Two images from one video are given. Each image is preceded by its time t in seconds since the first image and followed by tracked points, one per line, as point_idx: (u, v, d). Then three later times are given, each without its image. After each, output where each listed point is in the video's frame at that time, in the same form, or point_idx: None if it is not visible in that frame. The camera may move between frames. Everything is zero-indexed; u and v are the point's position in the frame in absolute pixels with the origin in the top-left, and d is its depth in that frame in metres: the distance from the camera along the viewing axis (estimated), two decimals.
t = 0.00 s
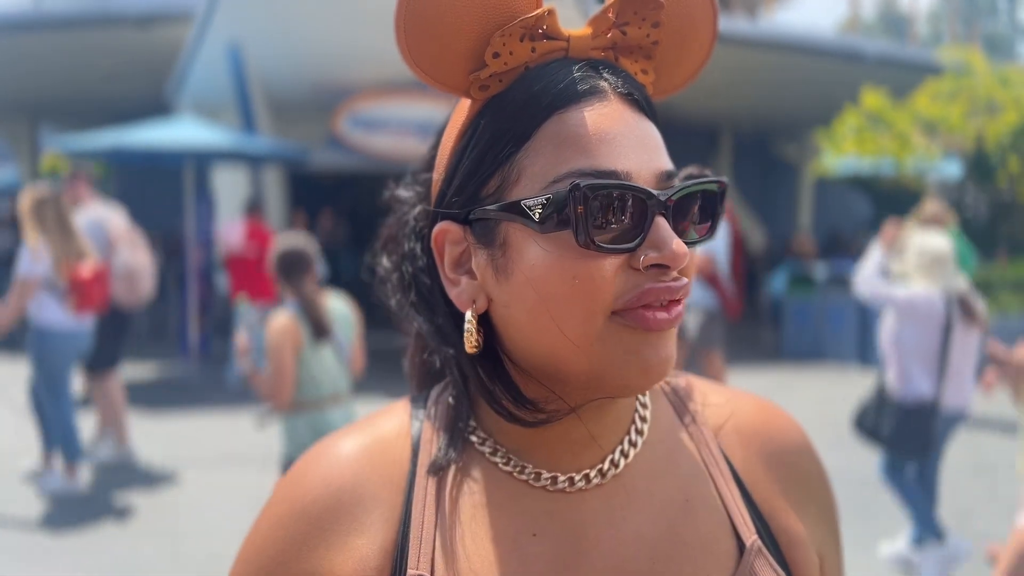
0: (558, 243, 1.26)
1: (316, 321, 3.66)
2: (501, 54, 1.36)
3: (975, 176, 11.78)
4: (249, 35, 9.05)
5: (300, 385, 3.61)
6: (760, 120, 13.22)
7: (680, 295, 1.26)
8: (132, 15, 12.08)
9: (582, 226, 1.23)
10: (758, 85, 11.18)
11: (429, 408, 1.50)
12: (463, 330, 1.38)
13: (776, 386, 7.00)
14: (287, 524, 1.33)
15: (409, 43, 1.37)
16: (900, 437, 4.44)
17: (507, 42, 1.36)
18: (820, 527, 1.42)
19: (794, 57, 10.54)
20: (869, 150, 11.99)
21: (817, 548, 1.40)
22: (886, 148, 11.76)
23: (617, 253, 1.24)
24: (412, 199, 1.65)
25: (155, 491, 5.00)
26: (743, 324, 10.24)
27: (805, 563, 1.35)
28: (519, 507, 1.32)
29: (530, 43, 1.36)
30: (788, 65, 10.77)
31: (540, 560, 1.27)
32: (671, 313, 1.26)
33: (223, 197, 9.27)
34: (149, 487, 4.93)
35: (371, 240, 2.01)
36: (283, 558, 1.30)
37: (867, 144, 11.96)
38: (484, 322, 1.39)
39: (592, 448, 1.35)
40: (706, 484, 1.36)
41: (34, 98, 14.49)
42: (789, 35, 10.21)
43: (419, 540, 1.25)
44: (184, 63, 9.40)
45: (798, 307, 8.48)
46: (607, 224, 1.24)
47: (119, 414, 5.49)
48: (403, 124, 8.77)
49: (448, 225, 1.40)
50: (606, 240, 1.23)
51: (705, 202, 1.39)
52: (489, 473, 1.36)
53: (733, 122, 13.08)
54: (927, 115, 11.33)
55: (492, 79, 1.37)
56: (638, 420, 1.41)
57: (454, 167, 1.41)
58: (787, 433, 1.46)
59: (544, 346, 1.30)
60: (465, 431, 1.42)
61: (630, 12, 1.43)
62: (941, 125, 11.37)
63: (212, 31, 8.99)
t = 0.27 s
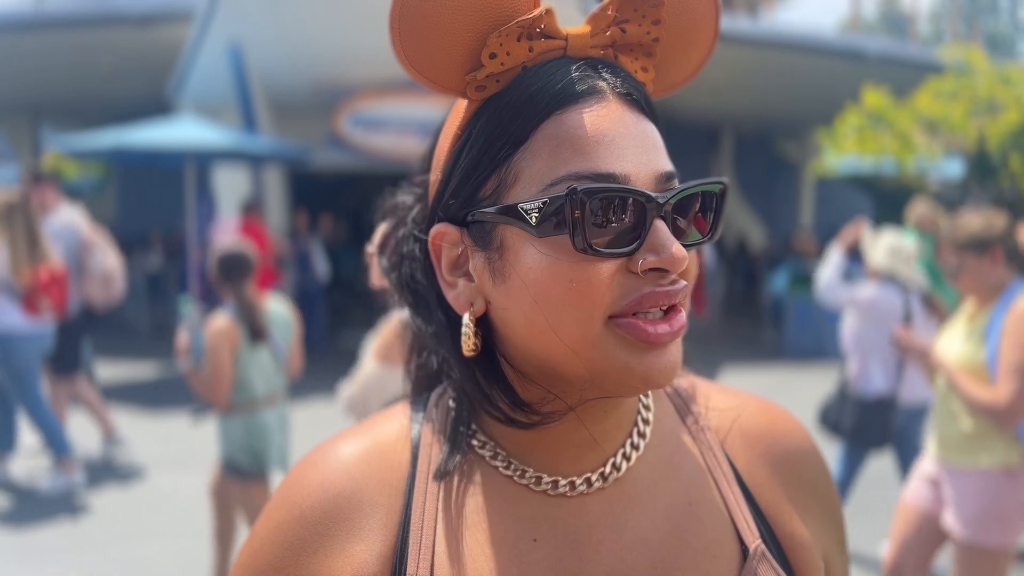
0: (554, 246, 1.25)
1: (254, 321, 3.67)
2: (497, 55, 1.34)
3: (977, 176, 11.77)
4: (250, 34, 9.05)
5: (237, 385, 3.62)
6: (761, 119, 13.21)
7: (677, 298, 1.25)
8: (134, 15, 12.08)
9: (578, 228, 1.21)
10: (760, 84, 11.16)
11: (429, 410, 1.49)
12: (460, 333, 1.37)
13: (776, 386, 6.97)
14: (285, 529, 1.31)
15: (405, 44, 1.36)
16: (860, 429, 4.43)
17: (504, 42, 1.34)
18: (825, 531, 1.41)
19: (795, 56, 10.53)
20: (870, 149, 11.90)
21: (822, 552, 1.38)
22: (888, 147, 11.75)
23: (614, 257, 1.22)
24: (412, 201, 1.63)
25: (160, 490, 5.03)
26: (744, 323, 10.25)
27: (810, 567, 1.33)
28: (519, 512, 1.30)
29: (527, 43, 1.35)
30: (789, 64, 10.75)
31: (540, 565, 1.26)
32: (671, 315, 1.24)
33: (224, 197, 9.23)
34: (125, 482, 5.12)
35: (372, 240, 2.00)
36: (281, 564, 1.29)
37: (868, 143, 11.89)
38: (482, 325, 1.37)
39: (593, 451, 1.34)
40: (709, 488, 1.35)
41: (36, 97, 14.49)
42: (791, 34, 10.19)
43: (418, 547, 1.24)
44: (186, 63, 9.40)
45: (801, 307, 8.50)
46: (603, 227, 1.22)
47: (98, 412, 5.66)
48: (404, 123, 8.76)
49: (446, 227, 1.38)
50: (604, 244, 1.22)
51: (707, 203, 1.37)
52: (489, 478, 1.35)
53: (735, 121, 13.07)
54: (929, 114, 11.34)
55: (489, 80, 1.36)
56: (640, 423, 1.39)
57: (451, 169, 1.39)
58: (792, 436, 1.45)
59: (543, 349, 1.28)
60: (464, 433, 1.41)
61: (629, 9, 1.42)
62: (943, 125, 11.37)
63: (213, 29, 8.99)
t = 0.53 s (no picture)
0: (552, 248, 1.24)
1: (202, 308, 4.00)
2: (488, 56, 1.34)
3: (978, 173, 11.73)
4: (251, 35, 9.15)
5: (187, 369, 3.94)
6: (763, 119, 13.23)
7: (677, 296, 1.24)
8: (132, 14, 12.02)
9: (573, 229, 1.21)
10: (761, 82, 11.15)
11: (432, 410, 1.48)
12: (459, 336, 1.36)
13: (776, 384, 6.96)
14: (289, 528, 1.31)
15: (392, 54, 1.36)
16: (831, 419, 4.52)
17: (493, 44, 1.34)
18: (832, 529, 1.40)
19: (796, 55, 10.55)
20: (871, 147, 11.89)
21: (829, 551, 1.38)
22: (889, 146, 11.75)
23: (610, 258, 1.21)
24: (411, 202, 1.63)
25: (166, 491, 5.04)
26: (746, 322, 10.28)
27: (817, 565, 1.33)
28: (524, 511, 1.30)
29: (518, 43, 1.34)
30: (790, 63, 10.73)
31: (544, 563, 1.25)
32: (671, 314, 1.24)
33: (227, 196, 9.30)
34: (100, 479, 5.25)
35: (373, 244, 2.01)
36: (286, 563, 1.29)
37: (869, 142, 11.81)
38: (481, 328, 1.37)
39: (596, 450, 1.33)
40: (714, 486, 1.34)
41: (35, 97, 14.48)
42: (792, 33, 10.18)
43: (422, 545, 1.23)
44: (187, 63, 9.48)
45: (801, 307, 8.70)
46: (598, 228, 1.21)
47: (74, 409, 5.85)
48: (403, 122, 8.75)
49: (443, 231, 1.38)
50: (599, 246, 1.21)
51: (706, 200, 1.37)
52: (493, 478, 1.34)
53: (736, 119, 13.08)
54: (931, 113, 11.31)
55: (480, 82, 1.35)
56: (644, 422, 1.39)
57: (446, 172, 1.38)
58: (798, 435, 1.44)
59: (542, 351, 1.28)
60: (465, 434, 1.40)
61: (619, 5, 1.42)
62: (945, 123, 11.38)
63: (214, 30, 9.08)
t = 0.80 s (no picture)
0: (558, 240, 1.23)
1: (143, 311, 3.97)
2: (492, 48, 1.32)
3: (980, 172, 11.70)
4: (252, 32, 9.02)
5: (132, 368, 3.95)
6: (764, 116, 13.19)
7: (685, 290, 1.22)
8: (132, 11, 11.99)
9: (582, 221, 1.20)
10: (763, 80, 11.14)
11: (435, 405, 1.47)
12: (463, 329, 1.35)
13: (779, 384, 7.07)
14: (290, 522, 1.30)
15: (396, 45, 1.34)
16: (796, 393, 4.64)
17: (498, 35, 1.33)
18: (838, 525, 1.39)
19: (798, 53, 10.52)
20: (873, 145, 12.15)
21: (835, 547, 1.36)
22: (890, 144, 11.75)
23: (617, 249, 1.20)
24: (411, 195, 1.61)
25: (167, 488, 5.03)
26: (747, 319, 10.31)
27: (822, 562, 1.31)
28: (527, 506, 1.29)
29: (522, 34, 1.33)
30: (792, 61, 10.72)
31: (547, 558, 1.24)
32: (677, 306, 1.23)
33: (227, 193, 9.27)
34: (64, 481, 5.16)
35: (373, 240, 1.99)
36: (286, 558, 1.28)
37: (871, 140, 12.07)
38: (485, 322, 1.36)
39: (600, 445, 1.32)
40: (718, 479, 1.33)
41: (37, 94, 14.48)
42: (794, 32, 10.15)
43: (422, 539, 1.22)
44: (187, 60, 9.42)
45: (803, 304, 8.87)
46: (608, 217, 1.20)
47: (50, 408, 5.82)
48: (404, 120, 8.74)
49: (446, 224, 1.36)
50: (606, 238, 1.20)
51: (710, 192, 1.36)
52: (496, 472, 1.33)
53: (737, 117, 13.08)
54: (932, 111, 11.26)
55: (485, 73, 1.34)
56: (648, 416, 1.37)
57: (449, 165, 1.37)
58: (804, 430, 1.43)
59: (548, 343, 1.26)
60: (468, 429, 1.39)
61: None
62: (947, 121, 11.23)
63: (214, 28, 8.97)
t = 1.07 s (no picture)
0: (561, 233, 1.23)
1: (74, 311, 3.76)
2: (498, 40, 1.32)
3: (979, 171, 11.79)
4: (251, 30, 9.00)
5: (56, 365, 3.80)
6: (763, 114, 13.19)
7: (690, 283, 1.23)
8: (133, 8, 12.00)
9: (587, 213, 1.20)
10: (762, 78, 11.15)
11: (433, 398, 1.47)
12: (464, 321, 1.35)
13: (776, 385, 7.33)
14: (283, 518, 1.30)
15: (404, 32, 1.33)
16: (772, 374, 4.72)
17: (503, 26, 1.32)
18: (835, 521, 1.39)
19: (798, 50, 10.51)
20: (871, 144, 11.94)
21: (830, 543, 1.36)
22: (889, 142, 11.77)
23: (620, 243, 1.20)
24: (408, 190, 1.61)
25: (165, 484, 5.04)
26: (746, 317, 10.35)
27: (817, 557, 1.32)
28: (523, 502, 1.29)
29: (527, 27, 1.33)
30: (791, 59, 10.72)
31: (543, 553, 1.24)
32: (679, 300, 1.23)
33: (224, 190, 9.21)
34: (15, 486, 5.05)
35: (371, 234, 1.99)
36: (280, 553, 1.27)
37: (869, 138, 11.84)
38: (485, 316, 1.35)
39: (597, 440, 1.32)
40: (713, 475, 1.33)
41: (38, 91, 14.49)
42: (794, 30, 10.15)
43: (416, 535, 1.22)
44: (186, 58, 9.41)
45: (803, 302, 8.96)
46: (614, 209, 1.20)
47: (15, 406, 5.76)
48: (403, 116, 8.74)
49: (446, 217, 1.36)
50: (610, 230, 1.20)
51: (709, 188, 1.36)
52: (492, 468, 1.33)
53: (737, 115, 13.10)
54: (931, 108, 11.22)
55: (489, 65, 1.34)
56: (644, 411, 1.38)
57: (451, 157, 1.37)
58: (802, 425, 1.43)
59: (547, 337, 1.27)
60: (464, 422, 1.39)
61: None
62: (946, 118, 11.22)
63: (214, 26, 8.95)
